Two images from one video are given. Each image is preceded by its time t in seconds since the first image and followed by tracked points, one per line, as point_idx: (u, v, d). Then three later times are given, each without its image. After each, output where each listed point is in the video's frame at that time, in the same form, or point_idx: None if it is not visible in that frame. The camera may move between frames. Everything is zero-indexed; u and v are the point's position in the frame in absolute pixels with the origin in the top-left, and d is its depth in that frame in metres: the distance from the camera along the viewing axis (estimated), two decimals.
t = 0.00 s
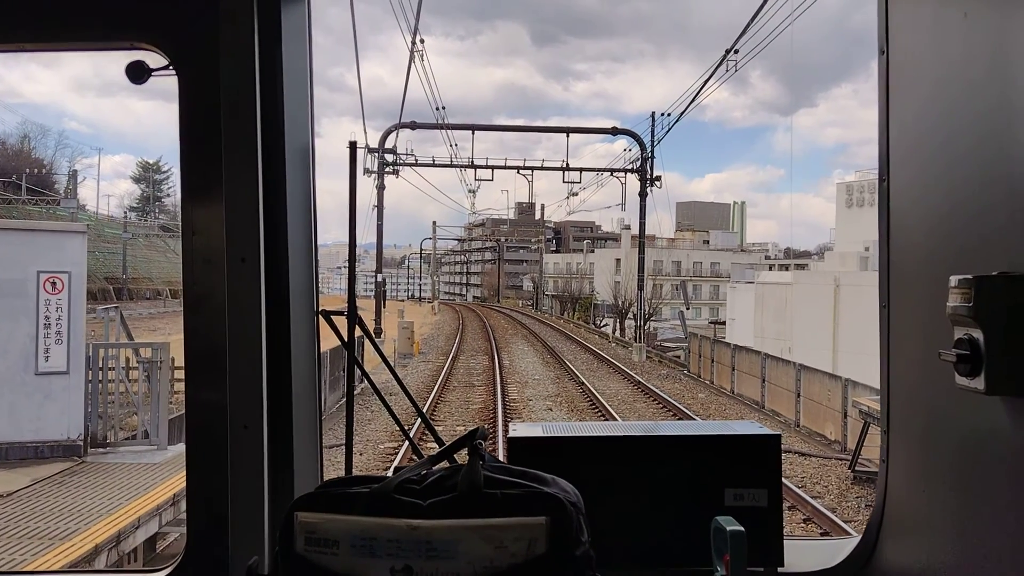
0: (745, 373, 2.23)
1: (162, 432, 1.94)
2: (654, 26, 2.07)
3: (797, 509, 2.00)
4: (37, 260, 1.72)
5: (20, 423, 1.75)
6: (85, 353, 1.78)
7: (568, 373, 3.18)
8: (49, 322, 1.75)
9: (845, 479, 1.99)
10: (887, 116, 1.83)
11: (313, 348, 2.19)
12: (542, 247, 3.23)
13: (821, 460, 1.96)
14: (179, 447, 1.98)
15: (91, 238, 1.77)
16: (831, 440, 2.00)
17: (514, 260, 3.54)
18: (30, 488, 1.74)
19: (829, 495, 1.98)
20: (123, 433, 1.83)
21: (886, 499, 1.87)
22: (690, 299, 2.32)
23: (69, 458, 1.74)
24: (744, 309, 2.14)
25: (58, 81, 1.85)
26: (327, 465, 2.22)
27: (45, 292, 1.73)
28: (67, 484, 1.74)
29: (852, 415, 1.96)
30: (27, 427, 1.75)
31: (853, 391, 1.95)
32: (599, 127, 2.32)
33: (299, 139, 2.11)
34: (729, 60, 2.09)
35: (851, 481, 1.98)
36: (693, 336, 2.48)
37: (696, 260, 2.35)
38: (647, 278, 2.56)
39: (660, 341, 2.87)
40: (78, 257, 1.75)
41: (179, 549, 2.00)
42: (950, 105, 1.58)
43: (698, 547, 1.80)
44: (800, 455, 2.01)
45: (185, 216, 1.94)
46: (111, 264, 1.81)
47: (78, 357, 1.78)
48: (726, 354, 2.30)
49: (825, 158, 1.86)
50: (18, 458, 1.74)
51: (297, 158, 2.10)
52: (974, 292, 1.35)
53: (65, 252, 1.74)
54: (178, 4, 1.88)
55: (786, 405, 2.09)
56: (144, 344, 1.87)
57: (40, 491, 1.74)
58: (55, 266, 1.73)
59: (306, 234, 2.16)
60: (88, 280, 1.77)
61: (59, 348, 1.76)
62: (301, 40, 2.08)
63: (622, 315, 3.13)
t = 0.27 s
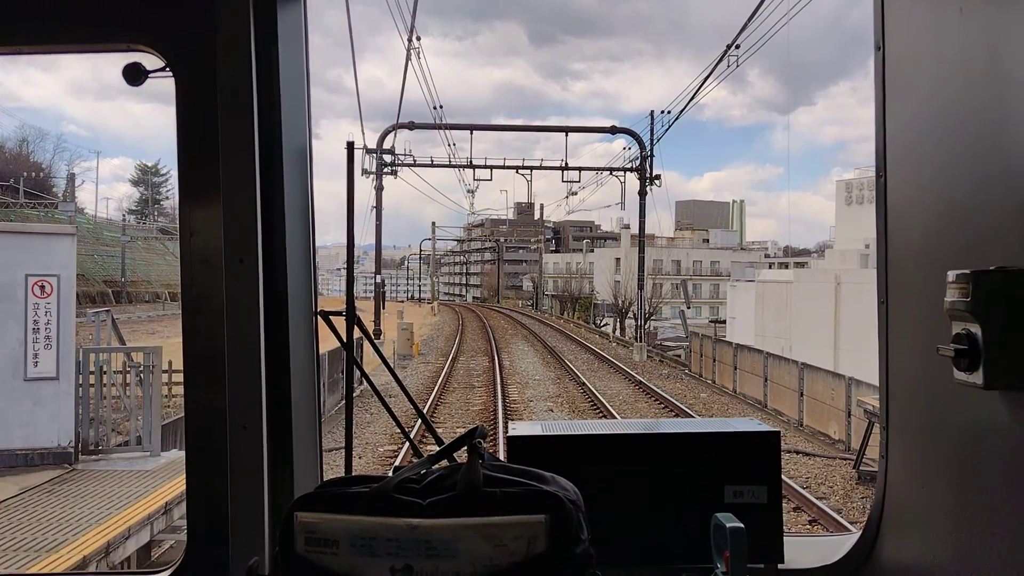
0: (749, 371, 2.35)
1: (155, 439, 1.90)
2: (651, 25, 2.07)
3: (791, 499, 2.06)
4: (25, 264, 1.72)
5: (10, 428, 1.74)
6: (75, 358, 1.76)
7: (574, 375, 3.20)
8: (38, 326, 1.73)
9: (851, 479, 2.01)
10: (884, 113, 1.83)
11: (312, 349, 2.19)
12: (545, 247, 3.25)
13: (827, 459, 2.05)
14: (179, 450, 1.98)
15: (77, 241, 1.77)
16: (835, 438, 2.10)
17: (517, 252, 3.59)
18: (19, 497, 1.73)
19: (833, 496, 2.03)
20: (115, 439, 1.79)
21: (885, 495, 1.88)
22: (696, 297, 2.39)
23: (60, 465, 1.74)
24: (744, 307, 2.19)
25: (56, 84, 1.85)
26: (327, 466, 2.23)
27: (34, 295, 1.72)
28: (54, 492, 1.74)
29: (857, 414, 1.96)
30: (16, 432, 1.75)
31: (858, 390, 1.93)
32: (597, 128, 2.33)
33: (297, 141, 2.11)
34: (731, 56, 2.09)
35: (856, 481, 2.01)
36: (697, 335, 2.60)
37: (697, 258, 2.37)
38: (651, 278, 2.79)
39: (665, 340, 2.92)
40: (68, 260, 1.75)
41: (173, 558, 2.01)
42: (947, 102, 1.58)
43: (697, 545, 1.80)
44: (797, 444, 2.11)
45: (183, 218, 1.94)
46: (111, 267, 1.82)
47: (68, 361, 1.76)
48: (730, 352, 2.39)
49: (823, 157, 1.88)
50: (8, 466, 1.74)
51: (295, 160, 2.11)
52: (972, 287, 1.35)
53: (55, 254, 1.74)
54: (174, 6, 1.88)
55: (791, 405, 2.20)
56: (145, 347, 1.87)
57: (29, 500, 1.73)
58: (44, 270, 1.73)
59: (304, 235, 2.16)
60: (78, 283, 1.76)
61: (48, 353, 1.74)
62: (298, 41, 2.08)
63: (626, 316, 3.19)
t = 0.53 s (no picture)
0: (752, 371, 2.29)
1: (145, 444, 1.89)
2: (650, 23, 2.07)
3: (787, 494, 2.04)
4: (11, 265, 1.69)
5: None
6: (63, 361, 1.76)
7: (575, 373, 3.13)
8: (25, 329, 1.71)
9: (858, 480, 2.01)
10: (883, 110, 1.83)
11: (313, 349, 2.19)
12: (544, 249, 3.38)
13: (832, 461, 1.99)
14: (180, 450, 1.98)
15: (76, 241, 1.76)
16: (841, 439, 2.05)
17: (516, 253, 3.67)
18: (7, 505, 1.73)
19: (841, 497, 2.03)
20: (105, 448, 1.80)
21: (887, 494, 1.87)
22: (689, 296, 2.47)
23: (47, 472, 1.74)
24: (745, 305, 2.15)
25: (57, 85, 1.84)
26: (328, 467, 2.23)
27: (21, 297, 1.70)
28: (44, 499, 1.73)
29: (862, 413, 1.96)
30: (4, 439, 1.76)
31: (864, 390, 1.94)
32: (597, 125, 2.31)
33: (296, 141, 2.11)
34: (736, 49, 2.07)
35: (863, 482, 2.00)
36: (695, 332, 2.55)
37: (696, 257, 2.39)
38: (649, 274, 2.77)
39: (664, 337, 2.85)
40: (56, 261, 1.72)
41: (168, 565, 2.00)
42: (946, 98, 1.58)
43: (698, 543, 1.80)
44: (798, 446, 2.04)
45: (183, 218, 1.94)
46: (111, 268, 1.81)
47: (55, 368, 1.76)
48: (731, 351, 2.33)
49: (823, 154, 1.86)
50: None
51: (294, 160, 2.11)
52: (973, 283, 1.35)
53: (42, 255, 1.71)
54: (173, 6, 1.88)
55: (795, 405, 2.12)
56: (146, 347, 1.87)
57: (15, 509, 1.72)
58: (31, 271, 1.70)
59: (304, 235, 2.16)
60: (66, 283, 1.73)
61: (35, 357, 1.74)
62: (297, 41, 2.08)
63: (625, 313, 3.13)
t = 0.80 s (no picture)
0: (756, 369, 2.28)
1: (132, 447, 1.88)
2: (652, 19, 2.06)
3: (794, 496, 2.07)
4: None
5: None
6: (46, 360, 1.77)
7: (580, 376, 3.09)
8: (6, 327, 1.72)
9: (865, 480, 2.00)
10: (884, 106, 1.82)
11: (313, 344, 2.19)
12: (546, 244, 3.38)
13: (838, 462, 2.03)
14: (179, 445, 1.98)
15: (74, 237, 1.77)
16: (847, 439, 2.03)
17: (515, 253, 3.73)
18: None
19: (849, 499, 2.02)
20: (90, 450, 1.83)
21: (887, 491, 1.87)
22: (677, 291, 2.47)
23: (30, 475, 1.77)
24: (746, 303, 2.17)
25: (57, 81, 1.84)
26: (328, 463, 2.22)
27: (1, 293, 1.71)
28: (24, 503, 1.79)
29: (868, 413, 1.94)
30: None
31: (869, 389, 1.92)
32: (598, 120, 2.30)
33: (296, 137, 2.11)
34: (742, 40, 2.07)
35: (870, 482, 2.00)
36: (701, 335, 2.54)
37: (697, 253, 2.32)
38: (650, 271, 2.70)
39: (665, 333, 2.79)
40: (37, 258, 1.73)
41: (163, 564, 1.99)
42: (948, 95, 1.57)
43: (698, 539, 1.81)
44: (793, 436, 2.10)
45: (182, 214, 1.94)
46: (111, 264, 1.83)
47: (37, 367, 1.76)
48: (735, 348, 2.34)
49: (824, 150, 1.88)
50: None
51: (294, 156, 2.10)
52: (973, 280, 1.34)
53: (25, 251, 1.72)
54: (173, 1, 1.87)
55: (799, 404, 2.14)
56: (144, 343, 1.88)
57: None
58: (12, 267, 1.72)
59: (304, 232, 2.16)
60: (48, 278, 1.74)
61: (17, 356, 1.74)
62: (297, 37, 2.08)
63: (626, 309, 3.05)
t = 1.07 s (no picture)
0: (755, 361, 2.23)
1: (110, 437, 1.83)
2: (649, 7, 2.06)
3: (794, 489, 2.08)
4: None
5: None
6: (19, 346, 1.73)
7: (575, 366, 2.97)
8: None
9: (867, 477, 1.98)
10: (882, 97, 1.82)
11: (307, 331, 2.18)
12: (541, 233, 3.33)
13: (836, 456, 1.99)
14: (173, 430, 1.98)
15: (67, 220, 1.77)
16: (847, 433, 2.00)
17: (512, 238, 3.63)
18: None
19: (853, 496, 2.00)
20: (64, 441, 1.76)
21: (879, 482, 1.88)
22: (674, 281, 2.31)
23: None
24: (743, 292, 2.17)
25: (53, 63, 1.82)
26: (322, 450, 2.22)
27: None
28: None
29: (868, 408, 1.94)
30: None
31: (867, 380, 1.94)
32: (597, 108, 2.28)
33: (292, 122, 2.09)
34: (750, 20, 2.02)
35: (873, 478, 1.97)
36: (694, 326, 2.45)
37: (694, 242, 2.25)
38: (646, 260, 2.54)
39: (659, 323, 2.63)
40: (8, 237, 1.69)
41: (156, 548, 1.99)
42: (945, 89, 1.57)
43: (690, 528, 1.81)
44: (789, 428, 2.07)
45: (177, 199, 1.93)
46: (104, 247, 1.82)
47: (10, 352, 1.73)
48: (732, 339, 2.26)
49: (822, 140, 1.91)
50: None
51: (289, 141, 2.09)
52: (967, 272, 1.34)
53: None
54: None
55: (798, 396, 2.10)
56: (134, 328, 1.86)
57: None
58: None
59: (299, 218, 2.15)
60: (19, 262, 1.72)
61: None
62: (293, 21, 2.06)
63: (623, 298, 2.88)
